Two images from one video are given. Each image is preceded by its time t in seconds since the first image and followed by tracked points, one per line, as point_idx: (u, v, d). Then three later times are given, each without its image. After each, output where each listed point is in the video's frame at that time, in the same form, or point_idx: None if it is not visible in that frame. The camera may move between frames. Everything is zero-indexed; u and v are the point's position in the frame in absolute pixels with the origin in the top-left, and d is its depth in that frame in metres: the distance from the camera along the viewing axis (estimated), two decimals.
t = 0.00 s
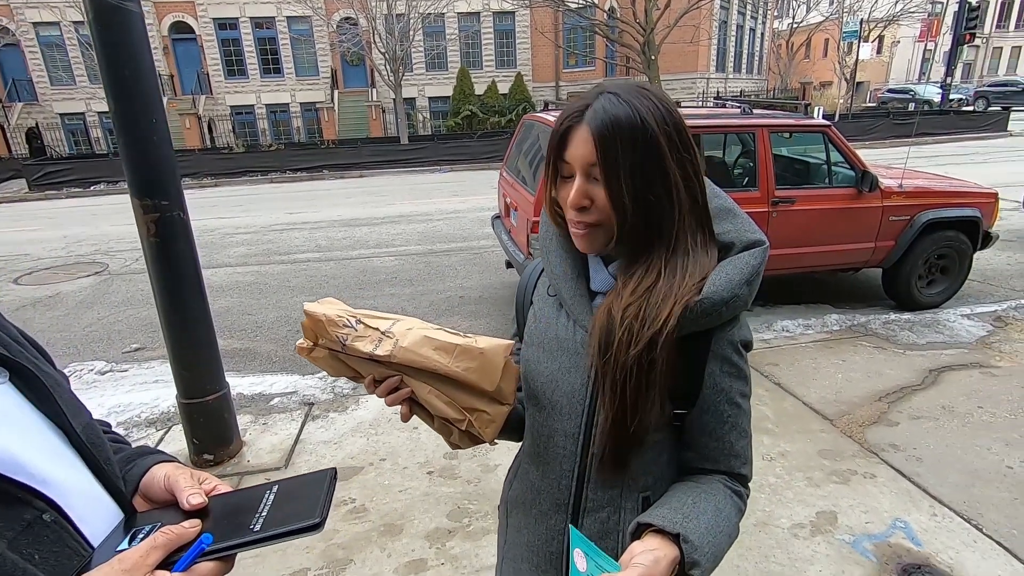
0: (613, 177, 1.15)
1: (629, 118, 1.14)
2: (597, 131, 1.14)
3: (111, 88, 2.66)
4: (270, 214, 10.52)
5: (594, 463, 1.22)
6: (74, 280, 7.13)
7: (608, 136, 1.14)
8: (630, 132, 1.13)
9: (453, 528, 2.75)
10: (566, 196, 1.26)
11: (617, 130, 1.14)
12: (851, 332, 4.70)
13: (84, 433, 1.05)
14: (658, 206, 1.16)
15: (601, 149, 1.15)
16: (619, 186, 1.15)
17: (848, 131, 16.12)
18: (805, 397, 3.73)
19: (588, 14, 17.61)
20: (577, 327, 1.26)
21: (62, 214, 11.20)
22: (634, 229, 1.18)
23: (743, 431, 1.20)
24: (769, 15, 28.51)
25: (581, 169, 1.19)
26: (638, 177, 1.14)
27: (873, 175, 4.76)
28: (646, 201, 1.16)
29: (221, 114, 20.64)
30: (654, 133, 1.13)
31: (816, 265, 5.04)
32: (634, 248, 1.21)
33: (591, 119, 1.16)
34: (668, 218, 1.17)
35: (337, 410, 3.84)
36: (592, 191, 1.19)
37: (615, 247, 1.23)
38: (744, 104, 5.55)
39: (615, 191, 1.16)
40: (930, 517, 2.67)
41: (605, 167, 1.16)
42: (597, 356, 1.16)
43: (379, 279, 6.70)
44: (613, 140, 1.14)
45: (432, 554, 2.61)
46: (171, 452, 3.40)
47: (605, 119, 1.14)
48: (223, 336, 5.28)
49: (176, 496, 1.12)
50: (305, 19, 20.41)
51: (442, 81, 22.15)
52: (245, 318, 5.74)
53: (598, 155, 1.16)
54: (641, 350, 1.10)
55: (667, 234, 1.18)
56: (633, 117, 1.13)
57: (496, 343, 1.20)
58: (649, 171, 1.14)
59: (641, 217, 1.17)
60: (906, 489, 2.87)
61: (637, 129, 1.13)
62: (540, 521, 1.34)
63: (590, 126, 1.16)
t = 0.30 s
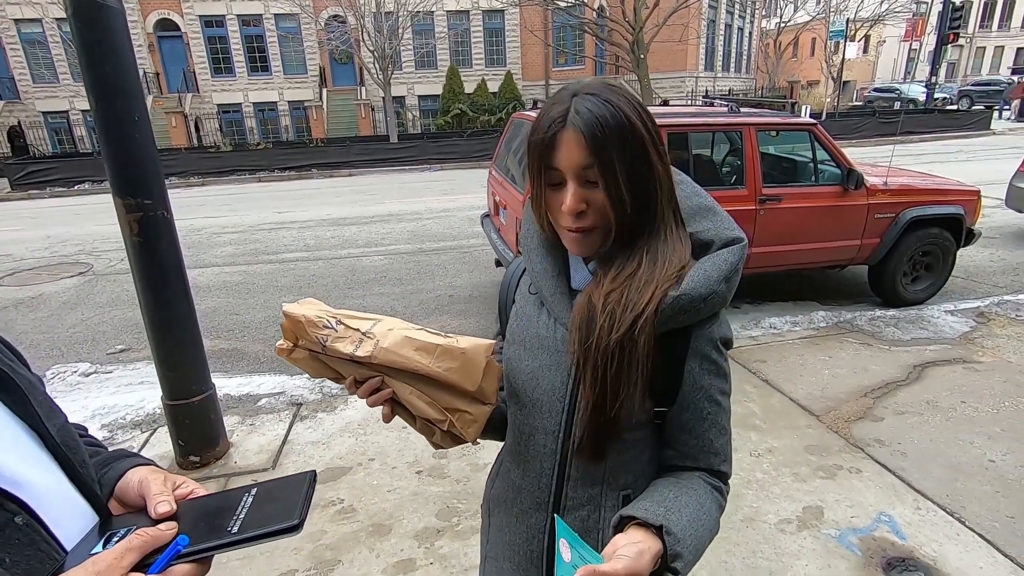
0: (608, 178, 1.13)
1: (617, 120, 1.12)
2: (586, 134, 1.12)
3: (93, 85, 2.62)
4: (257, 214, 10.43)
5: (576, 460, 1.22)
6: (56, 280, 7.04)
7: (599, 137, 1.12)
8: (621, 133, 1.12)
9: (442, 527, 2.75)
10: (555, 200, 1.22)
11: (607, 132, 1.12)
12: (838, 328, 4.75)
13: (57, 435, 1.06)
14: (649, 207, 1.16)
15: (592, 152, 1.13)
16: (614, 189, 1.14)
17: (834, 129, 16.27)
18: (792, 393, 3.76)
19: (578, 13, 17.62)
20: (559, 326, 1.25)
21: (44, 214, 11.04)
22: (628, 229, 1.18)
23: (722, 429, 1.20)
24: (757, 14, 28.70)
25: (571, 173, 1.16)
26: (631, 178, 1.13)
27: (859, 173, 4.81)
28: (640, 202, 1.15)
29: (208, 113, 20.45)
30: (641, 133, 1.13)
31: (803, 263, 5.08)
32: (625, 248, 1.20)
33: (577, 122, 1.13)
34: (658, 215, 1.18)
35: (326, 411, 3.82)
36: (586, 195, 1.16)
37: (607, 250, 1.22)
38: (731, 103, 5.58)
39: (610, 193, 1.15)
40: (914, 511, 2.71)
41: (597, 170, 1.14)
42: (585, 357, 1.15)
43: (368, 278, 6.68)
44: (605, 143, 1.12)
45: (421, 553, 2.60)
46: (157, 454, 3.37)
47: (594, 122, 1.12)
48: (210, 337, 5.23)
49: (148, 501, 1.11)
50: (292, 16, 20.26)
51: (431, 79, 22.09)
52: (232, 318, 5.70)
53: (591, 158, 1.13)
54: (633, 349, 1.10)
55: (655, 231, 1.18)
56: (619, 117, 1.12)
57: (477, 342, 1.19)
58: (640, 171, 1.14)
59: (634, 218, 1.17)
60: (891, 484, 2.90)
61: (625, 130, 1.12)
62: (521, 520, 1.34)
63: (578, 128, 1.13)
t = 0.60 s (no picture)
0: (595, 176, 1.13)
1: (600, 118, 1.12)
2: (571, 133, 1.12)
3: (78, 81, 2.59)
4: (248, 213, 10.37)
5: (563, 459, 1.22)
6: (44, 280, 6.96)
7: (584, 136, 1.12)
8: (607, 132, 1.12)
9: (433, 526, 2.74)
10: (541, 199, 1.22)
11: (592, 130, 1.12)
12: (828, 326, 4.78)
13: (37, 439, 1.06)
14: (638, 203, 1.16)
15: (578, 151, 1.13)
16: (601, 188, 1.14)
17: (825, 128, 16.36)
18: (782, 391, 3.78)
19: (570, 12, 17.64)
20: (544, 323, 1.25)
21: (32, 214, 10.91)
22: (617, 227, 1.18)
23: (709, 426, 1.20)
24: (748, 14, 28.82)
25: (557, 173, 1.16)
26: (616, 178, 1.14)
27: (848, 172, 4.84)
28: (627, 201, 1.15)
29: (198, 111, 20.30)
30: (626, 132, 1.13)
31: (792, 261, 5.11)
32: (614, 246, 1.20)
33: (562, 121, 1.12)
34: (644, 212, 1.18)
35: (317, 410, 3.81)
36: (573, 194, 1.16)
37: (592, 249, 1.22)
38: (722, 102, 5.60)
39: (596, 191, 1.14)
40: (903, 507, 2.73)
41: (584, 168, 1.13)
42: (569, 353, 1.16)
43: (360, 277, 6.66)
44: (590, 141, 1.12)
45: (412, 553, 2.59)
46: (146, 456, 3.33)
47: (577, 121, 1.12)
48: (200, 337, 5.20)
49: (130, 506, 1.10)
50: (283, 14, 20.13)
51: (423, 78, 22.03)
52: (223, 318, 5.66)
53: (577, 157, 1.13)
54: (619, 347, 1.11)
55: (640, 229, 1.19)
56: (605, 115, 1.12)
57: (458, 342, 1.19)
58: (625, 170, 1.14)
59: (623, 214, 1.17)
60: (880, 480, 2.92)
61: (610, 129, 1.12)
62: (509, 519, 1.34)
63: (563, 127, 1.13)
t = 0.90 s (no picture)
0: (579, 160, 1.13)
1: (591, 105, 1.12)
2: (560, 116, 1.12)
3: (69, 78, 2.56)
4: (242, 211, 10.30)
5: (555, 459, 1.21)
6: (35, 279, 6.90)
7: (573, 120, 1.12)
8: (595, 117, 1.11)
9: (427, 527, 2.73)
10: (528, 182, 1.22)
11: (580, 116, 1.12)
12: (822, 326, 4.79)
13: (22, 437, 1.04)
14: (623, 191, 1.15)
15: (564, 134, 1.13)
16: (586, 170, 1.13)
17: (819, 129, 16.43)
18: (776, 390, 3.79)
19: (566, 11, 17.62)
20: (538, 322, 1.24)
21: (23, 212, 10.80)
22: (601, 213, 1.16)
23: (703, 427, 1.19)
24: (743, 15, 28.91)
25: (544, 155, 1.16)
26: (603, 162, 1.12)
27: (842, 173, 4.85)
28: (612, 186, 1.14)
29: (192, 109, 20.17)
30: (616, 120, 1.12)
31: (786, 262, 5.12)
32: (599, 234, 1.19)
33: (554, 105, 1.13)
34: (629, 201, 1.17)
35: (310, 410, 3.78)
36: (557, 175, 1.15)
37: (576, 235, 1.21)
38: (717, 102, 5.61)
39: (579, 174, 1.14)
40: (895, 507, 2.73)
41: (569, 150, 1.13)
42: (559, 349, 1.14)
43: (355, 276, 6.63)
44: (579, 125, 1.12)
45: (406, 554, 2.58)
46: (137, 456, 3.30)
47: (567, 106, 1.12)
48: (192, 337, 5.16)
49: (116, 505, 1.08)
50: (278, 12, 20.02)
51: (419, 77, 21.98)
52: (216, 317, 5.63)
53: (563, 139, 1.13)
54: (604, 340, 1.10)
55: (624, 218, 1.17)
56: (594, 101, 1.12)
57: (450, 338, 1.18)
58: (612, 156, 1.13)
59: (607, 200, 1.15)
60: (873, 480, 2.93)
61: (600, 116, 1.11)
62: (502, 518, 1.32)
63: (553, 110, 1.13)
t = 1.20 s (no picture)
0: (594, 150, 1.12)
1: (628, 105, 1.12)
2: (594, 104, 1.13)
3: (63, 73, 2.55)
4: (239, 209, 10.27)
5: (545, 459, 1.21)
6: (30, 277, 6.86)
7: (604, 110, 1.12)
8: (628, 118, 1.11)
9: (423, 526, 2.72)
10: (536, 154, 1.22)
11: (612, 110, 1.12)
12: (818, 326, 4.80)
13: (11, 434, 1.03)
14: (632, 193, 1.14)
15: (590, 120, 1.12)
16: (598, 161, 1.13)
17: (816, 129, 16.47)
18: (772, 390, 3.79)
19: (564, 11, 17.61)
20: (531, 323, 1.23)
21: (17, 209, 10.74)
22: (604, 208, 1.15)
23: (694, 429, 1.19)
24: (741, 15, 28.95)
25: (560, 131, 1.16)
26: (619, 158, 1.12)
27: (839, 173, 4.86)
28: (621, 184, 1.13)
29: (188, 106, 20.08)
30: (652, 130, 1.12)
31: (783, 261, 5.12)
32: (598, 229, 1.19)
33: (593, 91, 1.14)
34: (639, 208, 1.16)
35: (306, 409, 3.78)
36: (563, 155, 1.15)
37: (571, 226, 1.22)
38: (714, 102, 5.61)
39: (588, 164, 1.14)
40: (890, 506, 2.74)
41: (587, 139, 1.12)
42: (550, 347, 1.14)
43: (352, 275, 6.62)
44: (607, 118, 1.12)
45: (402, 553, 2.57)
46: (132, 455, 3.29)
47: (602, 97, 1.13)
48: (187, 335, 5.14)
49: (106, 504, 1.08)
50: (276, 9, 19.94)
51: (416, 75, 21.95)
52: (212, 315, 5.61)
53: (584, 124, 1.13)
54: (587, 341, 1.09)
55: (634, 224, 1.16)
56: (634, 107, 1.12)
57: (439, 338, 1.17)
58: (632, 155, 1.12)
59: (614, 197, 1.15)
60: (868, 479, 2.94)
61: (636, 119, 1.11)
62: (493, 517, 1.32)
63: (591, 94, 1.14)
